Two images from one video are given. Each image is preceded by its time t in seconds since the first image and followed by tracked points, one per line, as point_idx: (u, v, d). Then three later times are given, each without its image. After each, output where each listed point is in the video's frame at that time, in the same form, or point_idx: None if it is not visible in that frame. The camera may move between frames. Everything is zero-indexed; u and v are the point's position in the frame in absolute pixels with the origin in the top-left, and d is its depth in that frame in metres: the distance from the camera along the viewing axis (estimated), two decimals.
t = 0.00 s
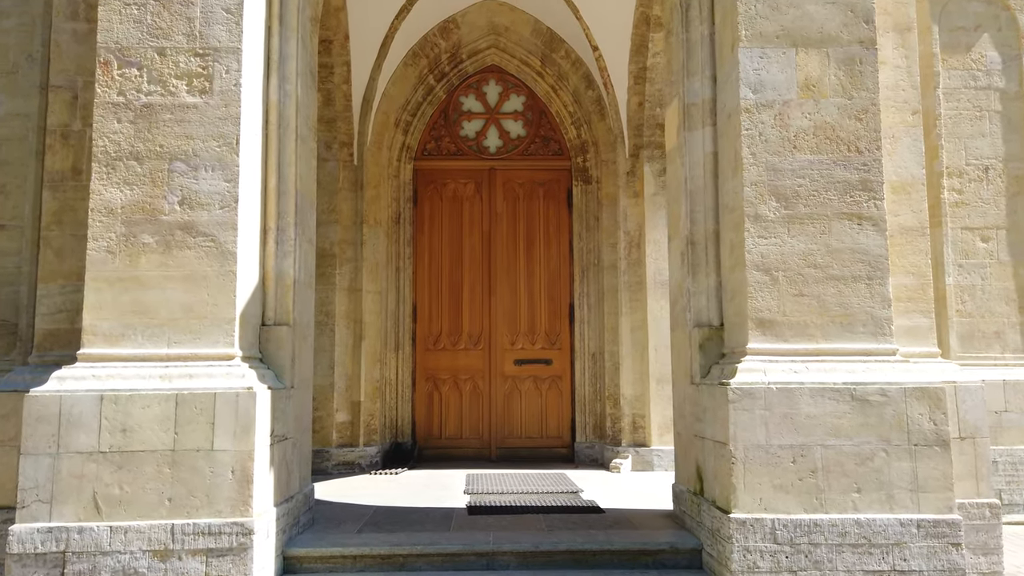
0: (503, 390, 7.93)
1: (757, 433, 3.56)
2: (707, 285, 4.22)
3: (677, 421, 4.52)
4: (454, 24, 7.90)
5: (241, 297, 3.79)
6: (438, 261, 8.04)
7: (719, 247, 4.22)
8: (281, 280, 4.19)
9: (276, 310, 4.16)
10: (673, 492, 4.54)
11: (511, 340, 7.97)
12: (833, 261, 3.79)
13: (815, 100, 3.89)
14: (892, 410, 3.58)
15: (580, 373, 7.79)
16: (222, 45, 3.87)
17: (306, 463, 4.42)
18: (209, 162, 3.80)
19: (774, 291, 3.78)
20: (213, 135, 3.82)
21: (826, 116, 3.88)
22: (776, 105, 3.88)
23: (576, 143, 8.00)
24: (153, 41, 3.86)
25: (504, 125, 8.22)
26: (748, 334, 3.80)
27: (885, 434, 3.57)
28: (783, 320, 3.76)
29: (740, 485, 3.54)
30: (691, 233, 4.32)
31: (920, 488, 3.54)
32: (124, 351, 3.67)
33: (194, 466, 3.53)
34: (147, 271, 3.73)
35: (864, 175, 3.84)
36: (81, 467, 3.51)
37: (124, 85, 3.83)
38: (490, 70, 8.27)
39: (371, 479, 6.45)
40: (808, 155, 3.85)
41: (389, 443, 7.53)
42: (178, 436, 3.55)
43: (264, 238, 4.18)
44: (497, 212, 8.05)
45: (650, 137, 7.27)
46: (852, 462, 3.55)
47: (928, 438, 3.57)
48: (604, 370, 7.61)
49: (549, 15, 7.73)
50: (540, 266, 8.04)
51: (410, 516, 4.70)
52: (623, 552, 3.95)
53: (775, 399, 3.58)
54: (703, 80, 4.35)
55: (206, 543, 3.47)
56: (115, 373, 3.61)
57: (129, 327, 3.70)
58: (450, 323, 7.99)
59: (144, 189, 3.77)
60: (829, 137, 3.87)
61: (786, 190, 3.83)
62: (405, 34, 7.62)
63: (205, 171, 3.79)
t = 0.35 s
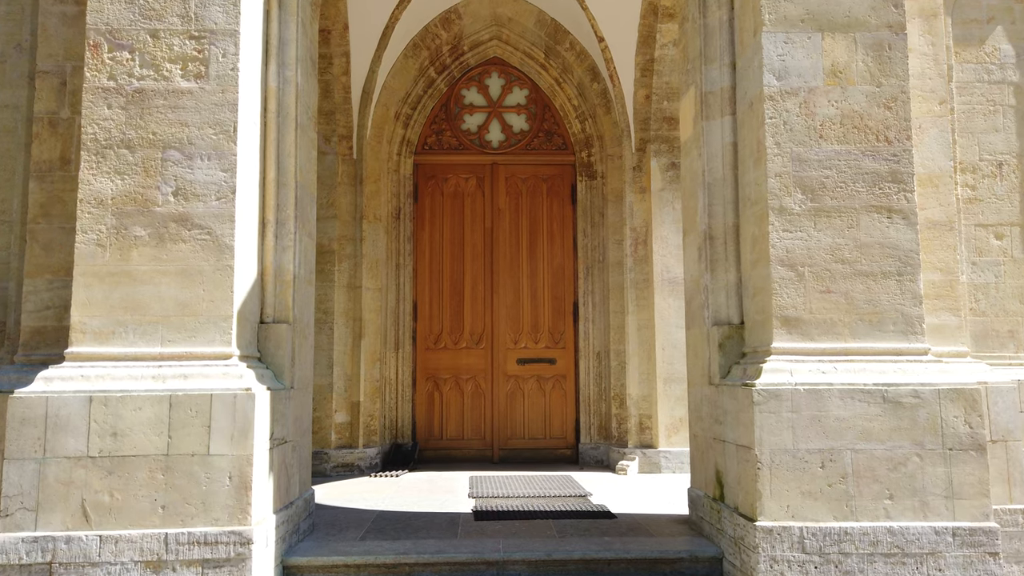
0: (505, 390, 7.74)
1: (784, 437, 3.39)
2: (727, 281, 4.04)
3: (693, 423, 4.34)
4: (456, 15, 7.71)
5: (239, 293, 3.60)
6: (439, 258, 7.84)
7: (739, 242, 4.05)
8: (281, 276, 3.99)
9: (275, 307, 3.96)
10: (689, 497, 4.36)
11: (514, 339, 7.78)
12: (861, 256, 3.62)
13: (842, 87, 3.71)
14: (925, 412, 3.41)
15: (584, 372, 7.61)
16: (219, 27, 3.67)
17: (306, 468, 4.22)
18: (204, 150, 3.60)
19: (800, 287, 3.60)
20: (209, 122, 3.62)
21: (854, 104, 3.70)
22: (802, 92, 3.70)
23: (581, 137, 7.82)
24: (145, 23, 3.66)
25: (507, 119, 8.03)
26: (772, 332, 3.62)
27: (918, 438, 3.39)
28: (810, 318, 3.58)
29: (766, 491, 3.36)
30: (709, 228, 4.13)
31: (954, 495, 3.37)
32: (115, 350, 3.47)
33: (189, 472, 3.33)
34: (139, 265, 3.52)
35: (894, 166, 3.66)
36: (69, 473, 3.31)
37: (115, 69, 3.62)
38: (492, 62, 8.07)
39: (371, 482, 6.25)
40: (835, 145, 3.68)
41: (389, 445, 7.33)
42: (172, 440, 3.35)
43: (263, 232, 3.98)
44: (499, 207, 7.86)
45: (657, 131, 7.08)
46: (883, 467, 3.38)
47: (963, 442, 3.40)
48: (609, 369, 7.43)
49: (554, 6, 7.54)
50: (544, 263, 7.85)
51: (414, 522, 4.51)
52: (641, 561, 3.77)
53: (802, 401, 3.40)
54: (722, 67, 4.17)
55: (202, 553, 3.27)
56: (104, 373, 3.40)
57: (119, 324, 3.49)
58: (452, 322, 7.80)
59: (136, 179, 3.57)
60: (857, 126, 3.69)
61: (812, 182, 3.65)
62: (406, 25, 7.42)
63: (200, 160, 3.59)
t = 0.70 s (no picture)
0: (504, 394, 7.55)
1: (808, 451, 3.22)
2: (743, 286, 3.87)
3: (706, 433, 4.17)
4: (454, 9, 7.51)
5: (232, 298, 3.39)
6: (435, 259, 7.64)
7: (756, 244, 3.87)
8: (276, 279, 3.79)
9: (270, 312, 3.76)
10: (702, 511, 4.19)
11: (512, 342, 7.59)
12: (887, 260, 3.45)
13: (867, 83, 3.54)
14: (957, 425, 3.25)
15: (584, 377, 7.43)
16: (211, 16, 3.46)
17: (301, 481, 4.02)
18: (195, 146, 3.39)
19: (824, 293, 3.42)
20: (200, 116, 3.41)
21: (879, 101, 3.53)
22: (824, 88, 3.53)
23: (582, 135, 7.64)
24: (132, 10, 3.44)
25: (505, 117, 7.85)
26: (794, 340, 3.44)
27: (948, 452, 3.23)
28: (834, 325, 3.41)
29: (790, 508, 3.19)
30: (724, 230, 3.96)
31: (987, 512, 3.20)
32: (99, 358, 3.25)
33: (178, 489, 3.13)
34: (125, 268, 3.31)
35: (921, 165, 3.49)
36: (49, 491, 3.09)
37: (100, 59, 3.41)
38: (490, 58, 7.88)
39: (367, 491, 6.04)
40: (859, 143, 3.51)
41: (384, 452, 7.12)
42: (160, 455, 3.14)
43: (256, 233, 3.77)
44: (498, 207, 7.67)
45: (660, 129, 6.90)
46: (913, 483, 3.21)
47: (996, 456, 3.24)
48: (610, 374, 7.26)
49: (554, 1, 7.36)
50: (543, 265, 7.66)
51: (414, 537, 4.32)
52: None
53: (828, 413, 3.24)
54: (737, 62, 4.01)
55: None
56: (87, 383, 3.19)
57: (103, 331, 3.28)
58: (449, 325, 7.60)
59: (122, 177, 3.36)
60: (883, 123, 3.52)
61: (836, 182, 3.48)
62: (402, 20, 7.22)
63: (191, 157, 3.39)
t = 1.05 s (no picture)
0: (501, 402, 7.39)
1: (828, 468, 3.08)
2: (755, 293, 3.73)
3: (715, 445, 4.02)
4: (450, 9, 7.35)
5: (222, 306, 3.23)
6: (431, 264, 7.48)
7: (768, 250, 3.73)
8: (268, 286, 3.62)
9: (262, 321, 3.60)
10: (710, 526, 4.04)
11: (509, 349, 7.43)
12: (907, 267, 3.31)
13: (885, 83, 3.40)
14: (981, 440, 3.11)
15: (583, 384, 7.28)
16: (201, 10, 3.30)
17: (294, 496, 3.84)
18: (183, 146, 3.23)
19: (841, 301, 3.28)
20: (189, 115, 3.24)
21: (897, 101, 3.39)
22: (841, 87, 3.39)
23: (580, 138, 7.51)
24: (118, 3, 3.27)
25: (502, 119, 7.70)
26: (810, 351, 3.29)
27: (973, 468, 3.09)
28: (852, 335, 3.26)
29: (808, 528, 3.05)
30: (735, 235, 3.82)
31: (1014, 531, 3.07)
32: (80, 370, 3.08)
33: (164, 509, 2.96)
34: (108, 275, 3.14)
35: (941, 168, 3.35)
36: (26, 511, 2.92)
37: (83, 54, 3.24)
38: (487, 59, 7.73)
39: (361, 503, 5.86)
40: (877, 145, 3.37)
41: (378, 461, 6.95)
42: (145, 473, 2.97)
43: (247, 238, 3.61)
44: (495, 211, 7.52)
45: (661, 131, 6.76)
46: (936, 500, 3.07)
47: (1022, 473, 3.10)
48: (610, 381, 7.11)
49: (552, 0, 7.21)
50: (541, 270, 7.51)
51: (412, 553, 4.15)
52: None
53: (847, 427, 3.09)
54: (748, 61, 3.87)
55: None
56: (67, 397, 3.01)
57: (85, 342, 3.10)
58: (444, 331, 7.44)
59: (105, 179, 3.18)
60: (901, 124, 3.38)
61: (853, 186, 3.34)
62: (397, 19, 7.05)
63: (179, 158, 3.22)
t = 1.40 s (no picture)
0: (499, 417, 7.25)
1: (846, 494, 2.95)
2: (766, 310, 3.61)
3: (724, 466, 3.89)
4: (448, 18, 7.25)
5: (213, 325, 3.09)
6: (428, 276, 7.35)
7: (780, 266, 3.62)
8: (262, 303, 3.49)
9: (256, 339, 3.46)
10: (719, 550, 3.91)
11: (508, 363, 7.30)
12: (926, 284, 3.19)
13: (901, 93, 3.30)
14: (1005, 464, 2.99)
15: (583, 399, 7.15)
16: (193, 17, 3.17)
17: (288, 521, 3.70)
18: (174, 158, 3.10)
19: (858, 319, 3.16)
20: (180, 125, 3.11)
21: (913, 112, 3.29)
22: (855, 98, 3.29)
23: (580, 149, 7.40)
24: (107, 9, 3.15)
25: (501, 129, 7.59)
26: (826, 371, 3.17)
27: (996, 493, 2.98)
28: (869, 355, 3.14)
29: (827, 557, 2.92)
30: (745, 250, 3.70)
31: None
32: (64, 393, 2.93)
33: (152, 539, 2.82)
34: (95, 293, 3.00)
35: (959, 181, 3.24)
36: (6, 542, 2.77)
37: (70, 62, 3.11)
38: (485, 69, 7.63)
39: (356, 523, 5.71)
40: (893, 157, 3.26)
41: (374, 478, 6.80)
42: (131, 501, 2.83)
43: (241, 253, 3.47)
44: (493, 222, 7.40)
45: (662, 142, 6.66)
46: (958, 528, 2.95)
47: None
48: (610, 396, 6.98)
49: (552, 9, 7.11)
50: (540, 282, 7.39)
51: None
52: None
53: (866, 451, 2.98)
54: (757, 70, 3.77)
55: None
56: (50, 422, 2.87)
57: (69, 363, 2.96)
58: (442, 344, 7.30)
59: (92, 192, 3.05)
60: (917, 136, 3.28)
61: (869, 199, 3.23)
62: (395, 27, 6.94)
63: (169, 170, 3.09)
